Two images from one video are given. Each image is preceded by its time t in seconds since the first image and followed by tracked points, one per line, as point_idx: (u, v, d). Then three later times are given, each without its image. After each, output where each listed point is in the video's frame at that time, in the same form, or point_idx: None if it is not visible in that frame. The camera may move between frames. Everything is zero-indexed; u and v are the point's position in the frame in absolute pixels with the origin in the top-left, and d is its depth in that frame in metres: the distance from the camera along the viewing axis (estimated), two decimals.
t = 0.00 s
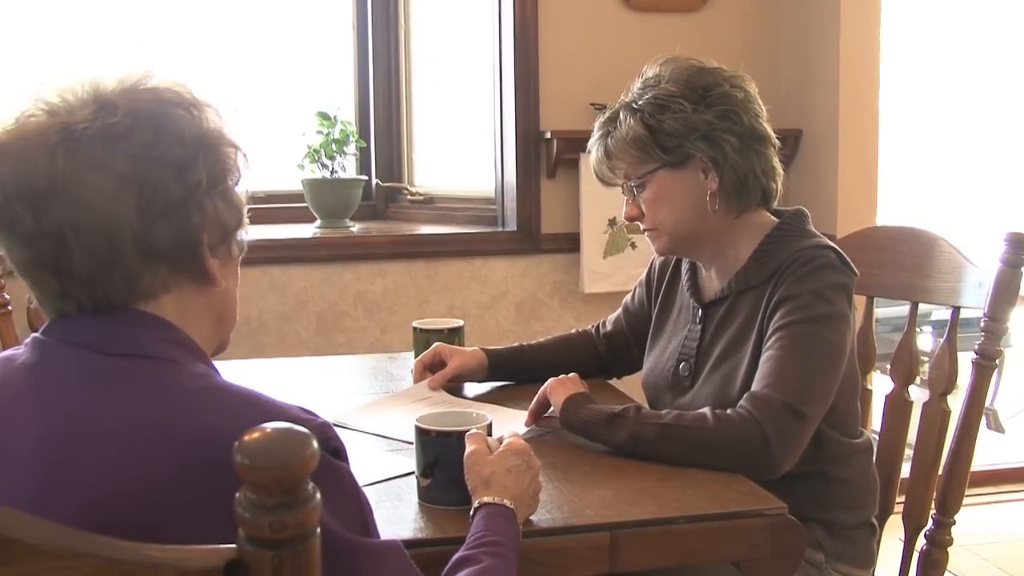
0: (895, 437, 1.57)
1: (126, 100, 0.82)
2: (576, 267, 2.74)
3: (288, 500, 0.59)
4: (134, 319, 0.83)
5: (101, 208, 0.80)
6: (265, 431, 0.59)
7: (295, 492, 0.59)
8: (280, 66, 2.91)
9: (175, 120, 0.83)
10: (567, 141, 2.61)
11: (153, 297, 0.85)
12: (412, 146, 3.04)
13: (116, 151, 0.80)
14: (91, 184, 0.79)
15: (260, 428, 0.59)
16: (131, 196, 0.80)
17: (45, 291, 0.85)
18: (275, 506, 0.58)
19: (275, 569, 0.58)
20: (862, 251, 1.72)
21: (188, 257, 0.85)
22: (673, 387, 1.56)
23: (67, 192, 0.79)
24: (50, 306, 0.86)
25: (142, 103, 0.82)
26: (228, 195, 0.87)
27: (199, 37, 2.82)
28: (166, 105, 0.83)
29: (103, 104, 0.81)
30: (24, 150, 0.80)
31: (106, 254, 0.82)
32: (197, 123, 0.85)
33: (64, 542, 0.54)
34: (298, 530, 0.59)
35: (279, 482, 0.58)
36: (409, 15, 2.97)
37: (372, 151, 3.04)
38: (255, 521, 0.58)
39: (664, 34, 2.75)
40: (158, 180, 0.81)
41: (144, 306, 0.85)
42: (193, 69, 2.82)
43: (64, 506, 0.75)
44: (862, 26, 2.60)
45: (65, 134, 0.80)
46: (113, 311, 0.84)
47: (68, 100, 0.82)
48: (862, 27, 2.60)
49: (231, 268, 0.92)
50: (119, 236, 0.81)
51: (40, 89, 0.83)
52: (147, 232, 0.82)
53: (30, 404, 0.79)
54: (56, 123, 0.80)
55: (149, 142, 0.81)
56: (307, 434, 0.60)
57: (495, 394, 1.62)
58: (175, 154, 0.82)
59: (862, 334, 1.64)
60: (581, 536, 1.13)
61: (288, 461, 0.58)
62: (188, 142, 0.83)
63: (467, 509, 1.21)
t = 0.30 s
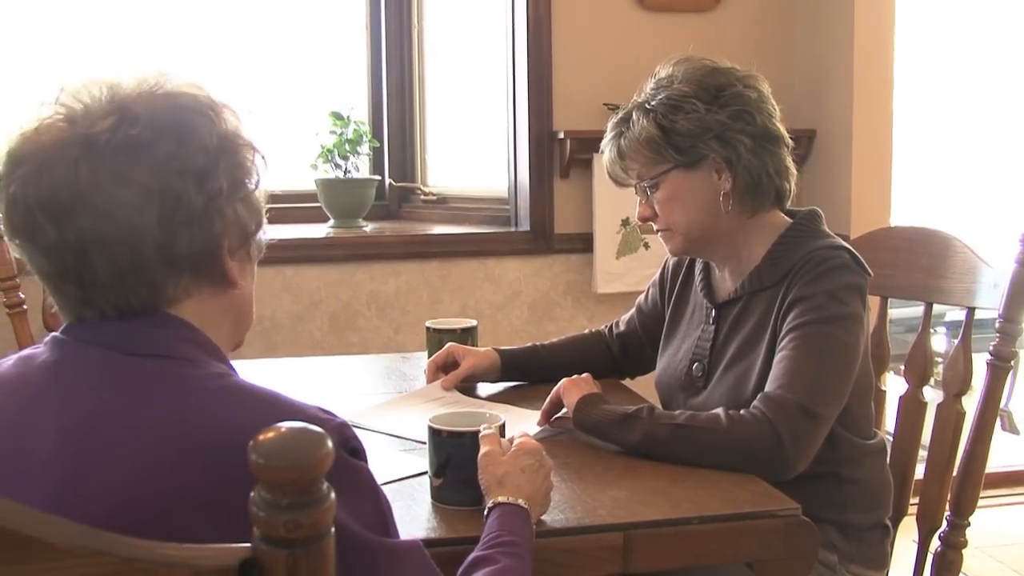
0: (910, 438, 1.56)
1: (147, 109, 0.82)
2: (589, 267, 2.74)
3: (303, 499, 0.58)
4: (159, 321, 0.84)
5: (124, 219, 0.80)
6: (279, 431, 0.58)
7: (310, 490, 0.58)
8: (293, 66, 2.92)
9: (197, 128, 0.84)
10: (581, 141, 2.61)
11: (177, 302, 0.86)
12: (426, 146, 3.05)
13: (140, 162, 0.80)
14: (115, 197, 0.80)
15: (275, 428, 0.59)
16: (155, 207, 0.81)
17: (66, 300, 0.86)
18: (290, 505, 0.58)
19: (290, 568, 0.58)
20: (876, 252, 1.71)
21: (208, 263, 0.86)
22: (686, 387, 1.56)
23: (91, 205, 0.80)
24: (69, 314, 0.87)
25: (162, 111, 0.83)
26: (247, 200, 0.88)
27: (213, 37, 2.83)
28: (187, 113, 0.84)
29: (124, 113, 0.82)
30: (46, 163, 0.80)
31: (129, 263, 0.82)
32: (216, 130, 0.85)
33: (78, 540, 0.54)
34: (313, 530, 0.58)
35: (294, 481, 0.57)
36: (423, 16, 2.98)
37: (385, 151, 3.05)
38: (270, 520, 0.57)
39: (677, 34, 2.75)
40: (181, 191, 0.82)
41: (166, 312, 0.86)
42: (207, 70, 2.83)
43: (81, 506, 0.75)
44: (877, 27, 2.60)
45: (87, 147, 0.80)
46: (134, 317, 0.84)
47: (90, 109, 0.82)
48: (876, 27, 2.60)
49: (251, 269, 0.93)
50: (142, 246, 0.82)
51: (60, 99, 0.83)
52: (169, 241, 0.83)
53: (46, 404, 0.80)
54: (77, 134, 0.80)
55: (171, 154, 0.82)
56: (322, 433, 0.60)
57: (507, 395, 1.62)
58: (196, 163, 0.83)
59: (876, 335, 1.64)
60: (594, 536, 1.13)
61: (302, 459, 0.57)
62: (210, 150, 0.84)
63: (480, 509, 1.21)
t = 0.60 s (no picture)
0: (920, 438, 1.56)
1: (166, 107, 0.83)
2: (598, 267, 2.73)
3: (314, 499, 0.58)
4: (174, 321, 0.84)
5: (143, 214, 0.80)
6: (291, 430, 0.58)
7: (320, 490, 0.58)
8: (303, 66, 2.92)
9: (215, 126, 0.84)
10: (590, 140, 2.61)
11: (194, 301, 0.86)
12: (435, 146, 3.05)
13: (158, 158, 0.81)
14: (132, 190, 0.80)
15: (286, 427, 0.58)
16: (172, 202, 0.81)
17: (84, 298, 0.86)
18: (302, 504, 0.58)
19: (301, 568, 0.58)
20: (888, 252, 1.71)
21: (226, 261, 0.86)
22: (696, 379, 1.56)
23: (108, 198, 0.80)
24: (87, 311, 0.87)
25: (181, 109, 0.83)
26: (264, 200, 0.88)
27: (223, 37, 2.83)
28: (206, 112, 0.84)
29: (143, 111, 0.82)
30: (66, 157, 0.80)
31: (147, 259, 0.82)
32: (235, 130, 0.86)
33: (92, 539, 0.54)
34: (324, 528, 0.58)
35: (305, 481, 0.57)
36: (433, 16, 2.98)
37: (395, 150, 3.06)
38: (280, 519, 0.57)
39: (688, 34, 2.74)
40: (199, 188, 0.82)
41: (183, 310, 0.86)
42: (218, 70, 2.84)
43: (102, 505, 0.76)
44: (888, 27, 2.59)
45: (106, 142, 0.80)
46: (151, 315, 0.84)
47: (111, 108, 0.83)
48: (889, 27, 2.59)
49: (268, 272, 0.93)
50: (160, 242, 0.82)
51: (82, 99, 0.84)
52: (187, 237, 0.83)
53: (66, 401, 0.80)
54: (98, 130, 0.81)
55: (189, 150, 0.82)
56: (333, 432, 0.59)
57: (516, 395, 1.62)
58: (214, 160, 0.83)
59: (887, 335, 1.64)
60: (604, 536, 1.13)
61: (313, 460, 0.57)
62: (228, 149, 0.84)
63: (491, 508, 1.21)
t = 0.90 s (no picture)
0: (932, 439, 1.56)
1: (196, 109, 0.83)
2: (608, 267, 2.73)
3: (326, 498, 0.58)
4: (196, 322, 0.84)
5: (172, 216, 0.81)
6: (302, 430, 0.58)
7: (332, 489, 0.57)
8: (314, 67, 2.93)
9: (244, 129, 0.84)
10: (601, 140, 2.61)
11: (216, 303, 0.86)
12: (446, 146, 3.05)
13: (189, 160, 0.81)
14: (163, 193, 0.80)
15: (298, 427, 0.58)
16: (202, 205, 0.81)
17: (106, 297, 0.86)
18: (312, 504, 0.57)
19: (312, 568, 0.57)
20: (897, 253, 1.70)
21: (252, 265, 0.86)
22: (706, 372, 1.56)
23: (138, 200, 0.80)
24: (109, 311, 0.87)
25: (212, 111, 0.83)
26: (289, 204, 0.89)
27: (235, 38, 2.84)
28: (236, 115, 0.85)
29: (173, 112, 0.82)
30: (96, 158, 0.81)
31: (174, 260, 0.82)
32: (263, 134, 0.86)
33: (105, 538, 0.54)
34: (336, 528, 0.58)
35: (316, 480, 0.57)
36: (444, 16, 2.98)
37: (405, 151, 3.06)
38: (292, 518, 0.57)
39: (698, 33, 2.74)
40: (229, 192, 0.82)
41: (205, 312, 0.86)
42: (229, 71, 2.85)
43: (120, 503, 0.76)
44: (899, 27, 2.58)
45: (136, 142, 0.80)
46: (174, 316, 0.84)
47: (140, 108, 0.83)
48: (900, 28, 2.58)
49: (287, 274, 0.93)
50: (188, 244, 0.82)
51: (109, 97, 0.84)
52: (215, 240, 0.83)
53: (88, 401, 0.81)
54: (128, 129, 0.81)
55: (219, 153, 0.82)
56: (345, 432, 0.59)
57: (526, 395, 1.62)
58: (244, 163, 0.83)
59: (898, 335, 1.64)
60: (615, 535, 1.13)
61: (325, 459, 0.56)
62: (257, 152, 0.85)
63: (501, 508, 1.21)
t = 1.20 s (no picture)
0: (943, 440, 1.55)
1: (211, 112, 0.83)
2: (620, 267, 2.73)
3: (339, 497, 0.57)
4: (208, 322, 0.84)
5: (187, 219, 0.81)
6: (314, 428, 0.57)
7: (344, 489, 0.57)
8: (325, 67, 2.94)
9: (257, 134, 0.85)
10: (612, 140, 2.61)
11: (227, 305, 0.86)
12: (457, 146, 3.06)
13: (204, 164, 0.81)
14: (178, 197, 0.81)
15: (310, 426, 0.57)
16: (216, 210, 0.82)
17: (120, 298, 0.86)
18: (325, 504, 0.57)
19: (324, 567, 0.57)
20: (909, 253, 1.70)
21: (264, 267, 0.87)
22: (710, 365, 1.57)
23: (153, 203, 0.80)
24: (121, 310, 0.87)
25: (226, 115, 0.84)
26: (299, 206, 0.89)
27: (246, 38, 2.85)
28: (249, 119, 0.85)
29: (188, 115, 0.83)
30: (111, 160, 0.81)
31: (189, 262, 0.82)
32: (275, 138, 0.86)
33: (121, 536, 0.54)
34: (348, 527, 0.57)
35: (328, 480, 0.56)
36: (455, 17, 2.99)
37: (416, 152, 3.07)
38: (305, 518, 0.57)
39: (710, 33, 2.74)
40: (242, 196, 0.83)
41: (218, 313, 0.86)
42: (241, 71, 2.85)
43: (132, 502, 0.76)
44: (911, 28, 2.58)
45: (152, 146, 0.81)
46: (186, 317, 0.85)
47: (154, 111, 0.83)
48: (913, 28, 2.58)
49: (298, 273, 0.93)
50: (202, 246, 0.82)
51: (124, 100, 0.85)
52: (229, 243, 0.83)
53: (100, 399, 0.81)
54: (143, 133, 0.81)
55: (233, 157, 0.83)
56: (358, 431, 0.58)
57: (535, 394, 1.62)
58: (258, 166, 0.84)
59: (909, 335, 1.63)
60: (626, 536, 1.12)
61: (337, 459, 0.56)
62: (270, 156, 0.85)
63: (512, 508, 1.21)
